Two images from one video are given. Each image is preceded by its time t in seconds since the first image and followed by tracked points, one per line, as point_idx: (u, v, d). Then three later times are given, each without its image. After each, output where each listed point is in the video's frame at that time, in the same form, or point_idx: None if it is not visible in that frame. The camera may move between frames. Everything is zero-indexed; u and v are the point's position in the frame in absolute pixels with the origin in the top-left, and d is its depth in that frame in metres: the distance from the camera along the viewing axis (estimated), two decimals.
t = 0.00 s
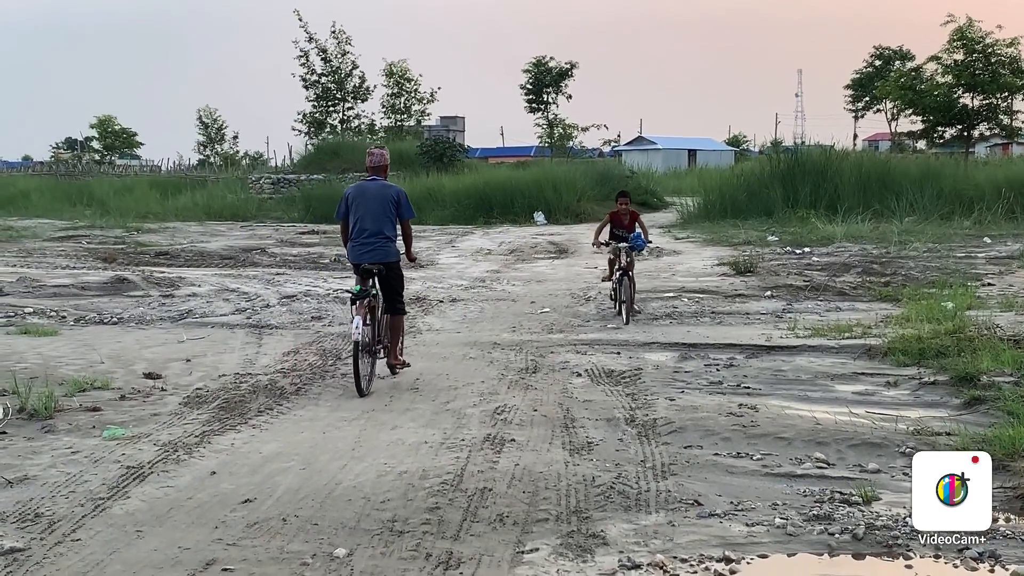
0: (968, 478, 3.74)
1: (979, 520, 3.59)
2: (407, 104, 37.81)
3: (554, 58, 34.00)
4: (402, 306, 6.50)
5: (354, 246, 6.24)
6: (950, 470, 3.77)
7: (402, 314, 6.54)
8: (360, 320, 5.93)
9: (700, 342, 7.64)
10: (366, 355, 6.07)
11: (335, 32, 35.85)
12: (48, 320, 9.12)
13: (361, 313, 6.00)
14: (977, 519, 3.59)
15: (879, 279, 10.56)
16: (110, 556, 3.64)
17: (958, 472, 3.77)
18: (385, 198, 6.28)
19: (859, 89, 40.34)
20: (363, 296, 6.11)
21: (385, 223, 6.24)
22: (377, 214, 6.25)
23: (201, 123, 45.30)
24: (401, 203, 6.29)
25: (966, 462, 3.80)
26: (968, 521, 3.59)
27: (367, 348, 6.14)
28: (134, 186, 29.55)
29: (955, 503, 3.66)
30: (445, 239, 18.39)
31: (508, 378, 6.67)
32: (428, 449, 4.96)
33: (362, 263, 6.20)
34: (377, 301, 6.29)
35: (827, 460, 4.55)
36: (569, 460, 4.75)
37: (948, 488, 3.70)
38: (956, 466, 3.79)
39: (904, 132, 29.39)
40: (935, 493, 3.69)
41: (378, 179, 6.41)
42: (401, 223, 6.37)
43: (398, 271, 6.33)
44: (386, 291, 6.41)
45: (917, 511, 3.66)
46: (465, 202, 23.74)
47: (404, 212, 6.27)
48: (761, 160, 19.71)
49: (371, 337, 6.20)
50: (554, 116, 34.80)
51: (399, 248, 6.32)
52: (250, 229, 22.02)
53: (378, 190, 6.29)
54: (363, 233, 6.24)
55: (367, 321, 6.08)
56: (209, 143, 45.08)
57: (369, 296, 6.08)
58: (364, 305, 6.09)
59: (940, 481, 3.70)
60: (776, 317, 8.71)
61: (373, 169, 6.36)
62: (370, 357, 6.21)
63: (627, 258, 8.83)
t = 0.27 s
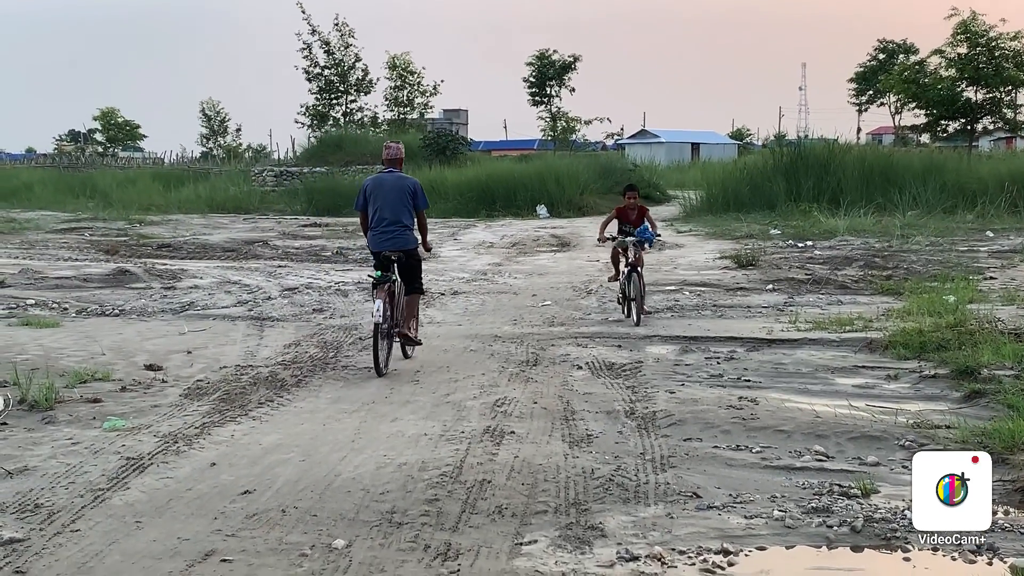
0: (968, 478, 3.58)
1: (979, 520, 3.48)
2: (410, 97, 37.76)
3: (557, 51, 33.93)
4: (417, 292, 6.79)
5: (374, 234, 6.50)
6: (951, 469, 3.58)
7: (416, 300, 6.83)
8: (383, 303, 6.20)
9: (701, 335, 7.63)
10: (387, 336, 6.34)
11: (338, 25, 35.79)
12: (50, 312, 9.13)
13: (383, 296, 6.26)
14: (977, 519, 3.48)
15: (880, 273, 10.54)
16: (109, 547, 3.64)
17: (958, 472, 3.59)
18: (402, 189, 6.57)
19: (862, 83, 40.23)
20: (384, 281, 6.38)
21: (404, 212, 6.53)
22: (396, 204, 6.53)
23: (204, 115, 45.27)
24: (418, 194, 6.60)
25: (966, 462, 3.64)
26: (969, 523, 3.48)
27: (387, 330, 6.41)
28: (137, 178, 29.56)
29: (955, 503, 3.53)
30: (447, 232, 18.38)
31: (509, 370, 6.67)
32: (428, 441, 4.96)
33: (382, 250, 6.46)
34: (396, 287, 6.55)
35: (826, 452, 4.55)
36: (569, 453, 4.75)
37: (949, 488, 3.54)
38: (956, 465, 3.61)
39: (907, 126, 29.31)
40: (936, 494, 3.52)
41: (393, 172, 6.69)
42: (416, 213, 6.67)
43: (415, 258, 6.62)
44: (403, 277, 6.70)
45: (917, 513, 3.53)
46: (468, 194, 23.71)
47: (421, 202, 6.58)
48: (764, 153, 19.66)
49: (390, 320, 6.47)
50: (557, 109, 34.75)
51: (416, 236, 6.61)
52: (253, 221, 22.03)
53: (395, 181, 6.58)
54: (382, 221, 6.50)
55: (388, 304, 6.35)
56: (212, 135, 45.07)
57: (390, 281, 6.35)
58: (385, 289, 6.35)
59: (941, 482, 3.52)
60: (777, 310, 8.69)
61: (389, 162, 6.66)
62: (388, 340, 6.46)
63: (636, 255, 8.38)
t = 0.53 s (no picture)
0: (968, 479, 3.46)
1: (979, 520, 3.38)
2: (413, 88, 37.69)
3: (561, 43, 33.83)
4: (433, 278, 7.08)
5: (391, 222, 6.79)
6: (951, 471, 3.46)
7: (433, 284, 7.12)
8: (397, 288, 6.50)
9: (702, 327, 7.62)
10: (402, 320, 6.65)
11: (342, 16, 35.70)
12: (51, 301, 9.13)
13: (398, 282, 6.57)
14: (977, 519, 3.38)
15: (882, 266, 10.51)
16: (107, 535, 3.65)
17: (958, 472, 3.47)
18: (419, 179, 6.84)
19: (866, 76, 40.09)
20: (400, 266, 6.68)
21: (420, 202, 6.80)
22: (413, 193, 6.80)
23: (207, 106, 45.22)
24: (434, 184, 6.87)
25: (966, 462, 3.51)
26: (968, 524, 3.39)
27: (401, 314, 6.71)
28: (140, 169, 29.56)
29: (955, 503, 3.43)
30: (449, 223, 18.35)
31: (509, 361, 6.66)
32: (427, 432, 4.96)
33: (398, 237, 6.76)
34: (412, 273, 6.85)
35: (824, 445, 4.54)
36: (568, 444, 4.75)
37: (948, 489, 3.43)
38: (956, 464, 3.49)
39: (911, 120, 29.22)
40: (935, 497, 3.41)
41: (413, 162, 6.95)
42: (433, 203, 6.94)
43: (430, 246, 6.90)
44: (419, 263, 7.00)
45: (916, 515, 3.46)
46: (470, 185, 23.68)
47: (437, 192, 6.85)
48: (767, 146, 19.60)
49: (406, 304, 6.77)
50: (561, 101, 34.68)
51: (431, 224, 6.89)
52: (255, 212, 22.02)
53: (412, 172, 6.85)
54: (400, 210, 6.79)
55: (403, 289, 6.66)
56: (216, 126, 45.02)
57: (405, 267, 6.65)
58: (400, 275, 6.65)
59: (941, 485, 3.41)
60: (778, 303, 8.68)
61: (409, 153, 6.92)
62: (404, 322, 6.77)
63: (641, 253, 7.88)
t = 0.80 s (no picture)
0: (968, 478, 3.40)
1: (980, 520, 3.32)
2: (420, 78, 37.60)
3: (567, 32, 33.70)
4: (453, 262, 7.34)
5: (414, 208, 7.08)
6: (949, 470, 3.42)
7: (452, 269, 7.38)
8: (419, 270, 6.77)
9: (705, 318, 7.60)
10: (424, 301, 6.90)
11: (348, 4, 35.60)
12: (56, 289, 9.15)
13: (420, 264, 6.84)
14: (978, 520, 3.31)
15: (887, 257, 10.46)
16: (109, 521, 3.67)
17: (958, 471, 3.42)
18: (441, 168, 7.13)
19: (874, 66, 39.86)
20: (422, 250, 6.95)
21: (441, 190, 7.09)
22: (435, 181, 7.11)
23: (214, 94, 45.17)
24: (455, 173, 7.16)
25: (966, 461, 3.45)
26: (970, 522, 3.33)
27: (423, 295, 6.98)
28: (147, 157, 29.56)
29: (955, 504, 3.38)
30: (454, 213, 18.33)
31: (512, 351, 6.66)
32: (429, 420, 4.96)
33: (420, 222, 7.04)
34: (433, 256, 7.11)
35: (826, 435, 4.54)
36: (569, 433, 4.75)
37: (948, 489, 3.39)
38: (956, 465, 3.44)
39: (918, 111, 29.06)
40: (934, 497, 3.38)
41: (436, 153, 7.27)
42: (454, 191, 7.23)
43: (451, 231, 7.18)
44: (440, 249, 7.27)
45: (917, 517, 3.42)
46: (476, 174, 23.63)
47: (457, 180, 7.14)
48: (773, 136, 19.52)
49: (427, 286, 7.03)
50: (568, 91, 34.58)
51: (451, 211, 7.19)
52: (261, 201, 22.00)
53: (435, 161, 7.16)
54: (422, 197, 7.08)
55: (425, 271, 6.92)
56: (222, 115, 44.97)
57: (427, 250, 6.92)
58: (422, 258, 6.92)
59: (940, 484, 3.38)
60: (782, 294, 8.65)
61: (433, 144, 7.25)
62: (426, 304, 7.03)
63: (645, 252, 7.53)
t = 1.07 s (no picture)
0: (968, 479, 3.21)
1: (979, 522, 3.16)
2: (430, 65, 37.52)
3: (578, 20, 33.56)
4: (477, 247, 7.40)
5: (440, 193, 7.12)
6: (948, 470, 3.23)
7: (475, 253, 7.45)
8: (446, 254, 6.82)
9: (714, 306, 7.58)
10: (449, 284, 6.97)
11: None
12: (67, 275, 9.19)
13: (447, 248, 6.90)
14: (977, 521, 3.16)
15: (897, 245, 10.40)
16: (119, 505, 3.69)
17: (958, 471, 3.22)
18: (466, 154, 7.17)
19: (886, 54, 39.55)
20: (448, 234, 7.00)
21: (466, 175, 7.13)
22: (460, 166, 7.15)
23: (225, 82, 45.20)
24: (480, 159, 7.20)
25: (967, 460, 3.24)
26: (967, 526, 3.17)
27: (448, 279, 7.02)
28: (157, 144, 29.63)
29: (955, 505, 3.21)
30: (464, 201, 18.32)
31: (520, 338, 6.66)
32: (437, 406, 4.97)
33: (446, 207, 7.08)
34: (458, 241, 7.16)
35: (834, 422, 4.52)
36: (577, 420, 4.75)
37: (946, 490, 3.21)
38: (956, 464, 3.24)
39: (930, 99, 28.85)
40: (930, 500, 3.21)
41: (462, 138, 7.29)
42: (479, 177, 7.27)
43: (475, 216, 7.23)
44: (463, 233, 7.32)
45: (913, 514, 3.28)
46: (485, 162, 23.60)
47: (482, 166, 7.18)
48: (784, 124, 19.40)
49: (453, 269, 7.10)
50: (578, 78, 34.48)
51: (476, 196, 7.22)
52: (271, 188, 22.03)
53: (461, 147, 7.19)
54: (448, 182, 7.12)
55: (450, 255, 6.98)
56: (233, 103, 45.02)
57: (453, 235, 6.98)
58: (448, 242, 6.98)
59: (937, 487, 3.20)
60: (792, 282, 8.62)
61: (459, 130, 7.27)
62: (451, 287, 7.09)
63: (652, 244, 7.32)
